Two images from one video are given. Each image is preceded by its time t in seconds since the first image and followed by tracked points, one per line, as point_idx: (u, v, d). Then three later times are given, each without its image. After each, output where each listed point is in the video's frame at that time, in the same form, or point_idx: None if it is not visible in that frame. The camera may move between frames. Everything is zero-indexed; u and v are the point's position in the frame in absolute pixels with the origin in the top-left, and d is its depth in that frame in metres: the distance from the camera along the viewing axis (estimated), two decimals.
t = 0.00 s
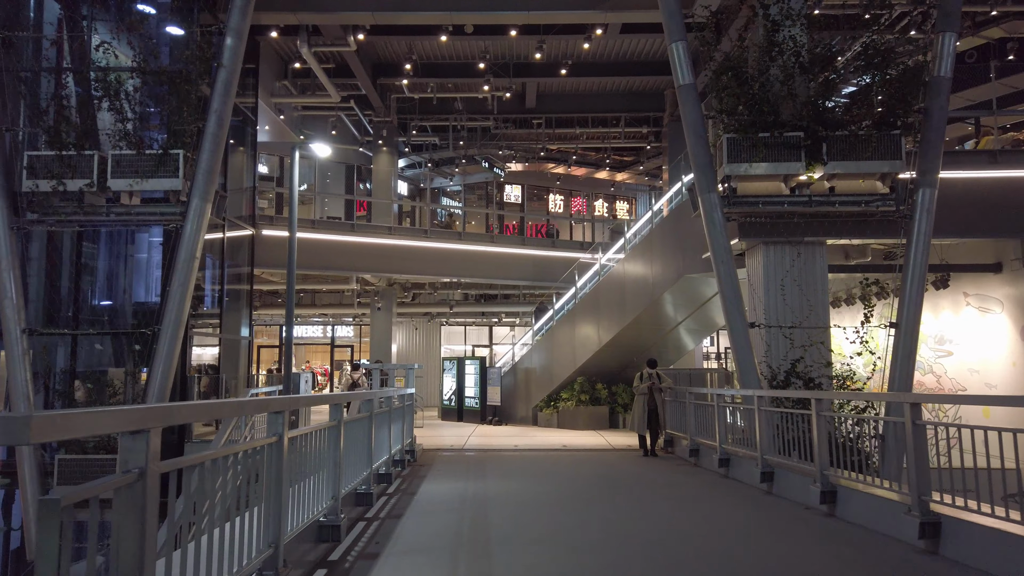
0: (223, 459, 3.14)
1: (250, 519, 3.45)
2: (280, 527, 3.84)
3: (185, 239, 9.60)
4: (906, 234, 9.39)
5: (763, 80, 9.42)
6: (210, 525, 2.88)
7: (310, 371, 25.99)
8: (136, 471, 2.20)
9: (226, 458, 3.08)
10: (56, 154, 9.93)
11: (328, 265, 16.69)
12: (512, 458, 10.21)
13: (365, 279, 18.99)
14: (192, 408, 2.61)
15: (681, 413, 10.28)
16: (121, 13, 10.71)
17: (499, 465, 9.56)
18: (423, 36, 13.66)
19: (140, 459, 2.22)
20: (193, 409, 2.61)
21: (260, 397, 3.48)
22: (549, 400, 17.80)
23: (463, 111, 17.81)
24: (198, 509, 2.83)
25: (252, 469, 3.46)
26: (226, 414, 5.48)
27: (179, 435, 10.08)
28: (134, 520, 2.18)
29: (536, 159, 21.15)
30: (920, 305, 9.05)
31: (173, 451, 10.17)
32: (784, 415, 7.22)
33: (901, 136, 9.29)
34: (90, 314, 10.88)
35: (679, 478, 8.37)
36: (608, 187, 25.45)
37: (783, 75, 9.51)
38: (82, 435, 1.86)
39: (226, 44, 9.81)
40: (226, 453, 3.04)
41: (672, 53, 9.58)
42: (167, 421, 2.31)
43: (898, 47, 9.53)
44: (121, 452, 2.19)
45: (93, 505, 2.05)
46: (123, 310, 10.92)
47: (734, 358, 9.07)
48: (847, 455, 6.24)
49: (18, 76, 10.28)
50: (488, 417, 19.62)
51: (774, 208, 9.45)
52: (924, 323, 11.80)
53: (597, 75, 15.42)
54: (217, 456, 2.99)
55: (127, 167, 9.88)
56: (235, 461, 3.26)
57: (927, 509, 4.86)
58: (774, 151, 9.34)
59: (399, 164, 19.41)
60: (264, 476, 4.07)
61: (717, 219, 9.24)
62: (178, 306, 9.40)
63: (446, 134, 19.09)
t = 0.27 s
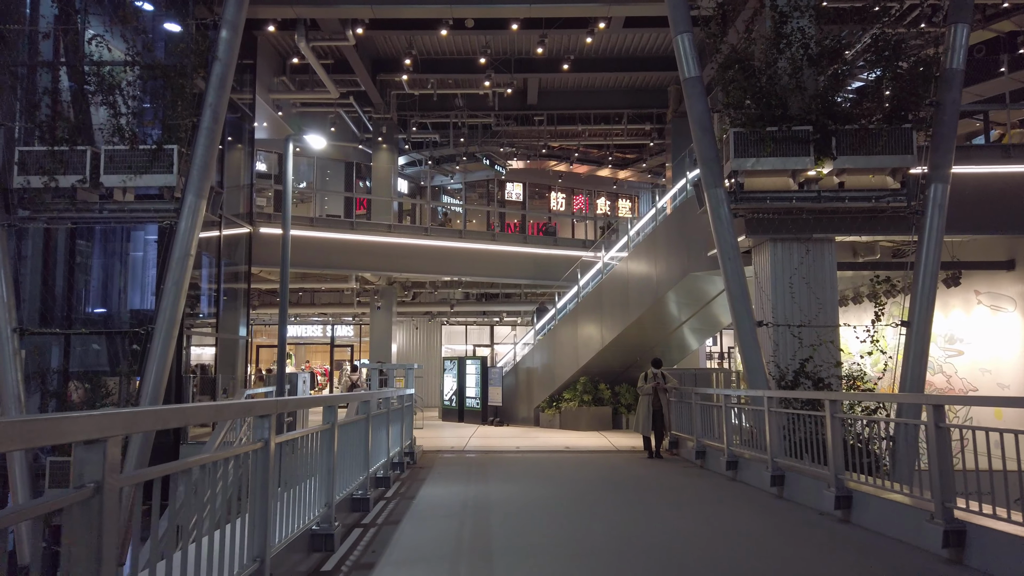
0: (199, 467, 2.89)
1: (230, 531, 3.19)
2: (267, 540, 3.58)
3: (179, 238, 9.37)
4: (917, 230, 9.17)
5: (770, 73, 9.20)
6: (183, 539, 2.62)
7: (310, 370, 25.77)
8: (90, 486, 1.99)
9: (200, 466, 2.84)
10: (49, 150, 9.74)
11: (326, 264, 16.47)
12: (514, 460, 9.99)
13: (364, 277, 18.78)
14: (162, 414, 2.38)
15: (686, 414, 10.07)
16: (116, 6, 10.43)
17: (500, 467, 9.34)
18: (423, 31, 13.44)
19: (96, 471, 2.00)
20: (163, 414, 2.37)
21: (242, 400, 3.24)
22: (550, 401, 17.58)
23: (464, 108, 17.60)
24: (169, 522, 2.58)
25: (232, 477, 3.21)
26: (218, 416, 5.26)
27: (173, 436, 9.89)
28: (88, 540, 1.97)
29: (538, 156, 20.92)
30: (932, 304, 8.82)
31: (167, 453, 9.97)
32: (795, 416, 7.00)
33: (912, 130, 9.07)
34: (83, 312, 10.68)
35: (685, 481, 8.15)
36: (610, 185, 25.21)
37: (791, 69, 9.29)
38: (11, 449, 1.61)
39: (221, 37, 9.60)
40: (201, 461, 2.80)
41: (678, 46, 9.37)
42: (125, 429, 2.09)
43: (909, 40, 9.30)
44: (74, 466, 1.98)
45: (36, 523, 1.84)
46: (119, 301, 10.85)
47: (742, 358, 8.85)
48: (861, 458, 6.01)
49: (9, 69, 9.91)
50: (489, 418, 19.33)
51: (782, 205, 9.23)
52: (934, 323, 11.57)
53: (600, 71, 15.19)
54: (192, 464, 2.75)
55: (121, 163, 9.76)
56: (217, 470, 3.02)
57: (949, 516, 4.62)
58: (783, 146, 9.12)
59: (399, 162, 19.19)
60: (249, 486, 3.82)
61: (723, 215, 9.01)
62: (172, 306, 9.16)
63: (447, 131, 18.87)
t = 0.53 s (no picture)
0: (178, 475, 2.63)
1: (215, 545, 2.92)
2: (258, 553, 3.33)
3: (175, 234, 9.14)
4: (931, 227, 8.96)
5: (779, 66, 8.99)
6: (161, 556, 2.37)
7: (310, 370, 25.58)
8: (47, 503, 1.78)
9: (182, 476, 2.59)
10: (42, 146, 9.55)
11: (326, 263, 16.27)
12: (517, 462, 9.80)
13: (365, 276, 18.60)
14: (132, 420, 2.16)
15: (693, 415, 9.85)
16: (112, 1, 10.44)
17: (503, 469, 9.15)
18: (424, 26, 13.25)
19: (52, 485, 1.79)
20: (131, 419, 2.14)
21: (230, 403, 2.99)
22: (553, 401, 17.36)
23: (465, 104, 17.40)
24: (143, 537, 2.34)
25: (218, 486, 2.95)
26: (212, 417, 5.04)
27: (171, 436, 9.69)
28: (37, 562, 1.76)
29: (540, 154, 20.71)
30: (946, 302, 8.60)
31: (163, 454, 9.76)
32: (809, 418, 6.79)
33: (924, 124, 8.87)
34: (77, 311, 10.39)
35: (693, 484, 7.94)
36: (613, 183, 25.01)
37: (800, 61, 9.08)
38: None
39: (217, 30, 9.39)
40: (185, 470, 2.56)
41: (684, 39, 9.15)
42: (86, 437, 1.86)
43: (921, 31, 9.08)
44: (26, 479, 1.77)
45: None
46: (115, 305, 10.54)
47: (751, 358, 8.63)
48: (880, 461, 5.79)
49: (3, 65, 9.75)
50: (491, 418, 19.04)
51: (792, 201, 9.02)
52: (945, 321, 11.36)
53: (604, 66, 14.99)
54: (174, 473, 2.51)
55: (115, 158, 9.52)
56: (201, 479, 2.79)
57: (977, 524, 4.39)
58: (792, 141, 8.92)
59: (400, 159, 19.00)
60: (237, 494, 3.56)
61: (733, 211, 8.77)
62: (167, 304, 8.92)
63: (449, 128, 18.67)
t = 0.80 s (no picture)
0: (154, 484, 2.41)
1: (199, 558, 2.70)
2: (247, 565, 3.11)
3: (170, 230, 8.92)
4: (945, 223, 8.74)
5: (789, 58, 8.77)
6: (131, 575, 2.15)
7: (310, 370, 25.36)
8: None
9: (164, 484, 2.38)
10: (36, 139, 9.26)
11: (326, 261, 16.05)
12: (521, 464, 9.58)
13: (365, 275, 18.39)
14: (94, 423, 1.95)
15: (701, 416, 9.63)
16: None
17: (506, 471, 8.93)
18: (426, 20, 13.04)
19: None
20: (92, 425, 1.92)
21: (213, 404, 2.76)
22: (557, 402, 17.13)
23: (467, 101, 17.18)
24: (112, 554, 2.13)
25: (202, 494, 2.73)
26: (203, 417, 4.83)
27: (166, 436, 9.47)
28: None
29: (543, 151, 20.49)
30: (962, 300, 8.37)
31: (158, 456, 9.55)
32: (823, 419, 6.57)
33: (938, 118, 8.63)
34: (73, 309, 10.18)
35: (702, 487, 7.72)
36: (617, 181, 24.80)
37: (811, 53, 8.85)
38: None
39: (214, 22, 9.18)
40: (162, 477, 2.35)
41: (692, 31, 8.95)
42: (30, 446, 1.64)
43: (935, 22, 8.84)
44: None
45: None
46: (112, 303, 10.30)
47: (761, 358, 8.40)
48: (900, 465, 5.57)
49: None
50: (493, 419, 18.81)
51: (802, 197, 8.79)
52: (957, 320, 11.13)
53: (608, 61, 14.77)
54: (150, 482, 2.29)
55: (111, 152, 9.31)
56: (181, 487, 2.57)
57: (1008, 532, 4.18)
58: (803, 134, 8.69)
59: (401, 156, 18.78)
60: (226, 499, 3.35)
61: (741, 207, 8.55)
62: (162, 302, 8.70)
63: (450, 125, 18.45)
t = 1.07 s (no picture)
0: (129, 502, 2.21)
1: None
2: None
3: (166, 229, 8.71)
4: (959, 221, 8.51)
5: (799, 51, 8.56)
6: None
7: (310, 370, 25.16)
8: None
9: (144, 499, 2.19)
10: (28, 136, 9.18)
11: (326, 260, 15.85)
12: (523, 467, 9.37)
13: (365, 274, 18.20)
14: (49, 436, 1.76)
15: (708, 418, 9.42)
16: None
17: (509, 475, 8.73)
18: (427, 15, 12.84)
19: None
20: (46, 439, 1.72)
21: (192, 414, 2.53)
22: (560, 403, 16.93)
23: (469, 98, 16.99)
24: None
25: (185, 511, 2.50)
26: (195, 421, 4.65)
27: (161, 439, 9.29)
28: None
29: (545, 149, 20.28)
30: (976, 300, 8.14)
31: (153, 459, 9.35)
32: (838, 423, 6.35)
33: (952, 113, 8.41)
34: (66, 309, 10.00)
35: (710, 492, 7.51)
36: (620, 179, 24.59)
37: (821, 47, 8.63)
38: None
39: (210, 15, 8.97)
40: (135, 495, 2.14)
41: (700, 24, 8.75)
42: None
43: (949, 15, 8.61)
44: None
45: None
46: (108, 303, 10.13)
47: (770, 359, 8.20)
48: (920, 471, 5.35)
49: None
50: (495, 420, 18.62)
51: (812, 193, 8.59)
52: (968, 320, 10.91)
53: (611, 57, 14.56)
54: (120, 500, 2.08)
55: (105, 149, 9.14)
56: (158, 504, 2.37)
57: None
58: (813, 130, 8.49)
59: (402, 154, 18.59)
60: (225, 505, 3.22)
61: (750, 205, 8.34)
62: (157, 302, 8.49)
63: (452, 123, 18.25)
